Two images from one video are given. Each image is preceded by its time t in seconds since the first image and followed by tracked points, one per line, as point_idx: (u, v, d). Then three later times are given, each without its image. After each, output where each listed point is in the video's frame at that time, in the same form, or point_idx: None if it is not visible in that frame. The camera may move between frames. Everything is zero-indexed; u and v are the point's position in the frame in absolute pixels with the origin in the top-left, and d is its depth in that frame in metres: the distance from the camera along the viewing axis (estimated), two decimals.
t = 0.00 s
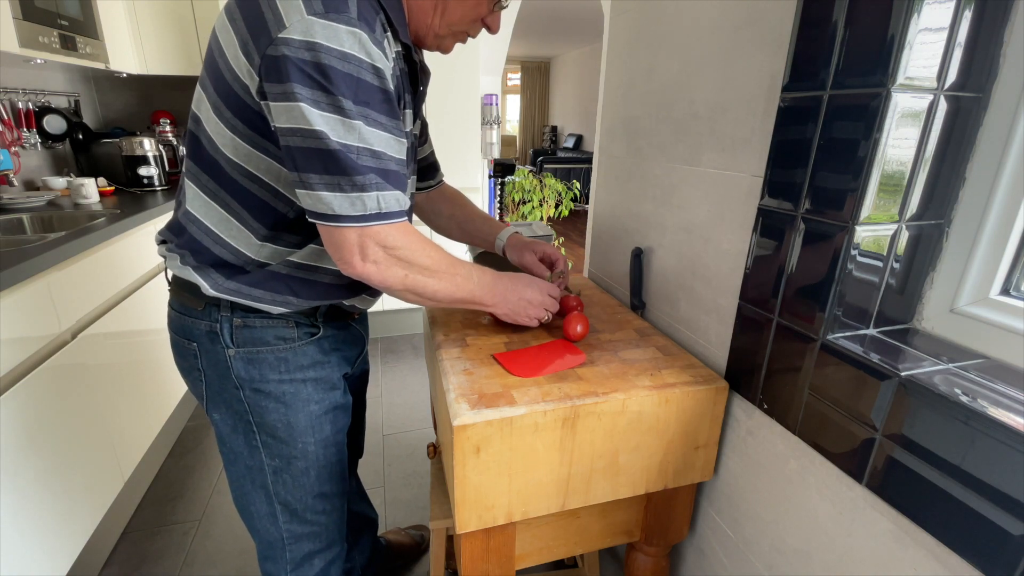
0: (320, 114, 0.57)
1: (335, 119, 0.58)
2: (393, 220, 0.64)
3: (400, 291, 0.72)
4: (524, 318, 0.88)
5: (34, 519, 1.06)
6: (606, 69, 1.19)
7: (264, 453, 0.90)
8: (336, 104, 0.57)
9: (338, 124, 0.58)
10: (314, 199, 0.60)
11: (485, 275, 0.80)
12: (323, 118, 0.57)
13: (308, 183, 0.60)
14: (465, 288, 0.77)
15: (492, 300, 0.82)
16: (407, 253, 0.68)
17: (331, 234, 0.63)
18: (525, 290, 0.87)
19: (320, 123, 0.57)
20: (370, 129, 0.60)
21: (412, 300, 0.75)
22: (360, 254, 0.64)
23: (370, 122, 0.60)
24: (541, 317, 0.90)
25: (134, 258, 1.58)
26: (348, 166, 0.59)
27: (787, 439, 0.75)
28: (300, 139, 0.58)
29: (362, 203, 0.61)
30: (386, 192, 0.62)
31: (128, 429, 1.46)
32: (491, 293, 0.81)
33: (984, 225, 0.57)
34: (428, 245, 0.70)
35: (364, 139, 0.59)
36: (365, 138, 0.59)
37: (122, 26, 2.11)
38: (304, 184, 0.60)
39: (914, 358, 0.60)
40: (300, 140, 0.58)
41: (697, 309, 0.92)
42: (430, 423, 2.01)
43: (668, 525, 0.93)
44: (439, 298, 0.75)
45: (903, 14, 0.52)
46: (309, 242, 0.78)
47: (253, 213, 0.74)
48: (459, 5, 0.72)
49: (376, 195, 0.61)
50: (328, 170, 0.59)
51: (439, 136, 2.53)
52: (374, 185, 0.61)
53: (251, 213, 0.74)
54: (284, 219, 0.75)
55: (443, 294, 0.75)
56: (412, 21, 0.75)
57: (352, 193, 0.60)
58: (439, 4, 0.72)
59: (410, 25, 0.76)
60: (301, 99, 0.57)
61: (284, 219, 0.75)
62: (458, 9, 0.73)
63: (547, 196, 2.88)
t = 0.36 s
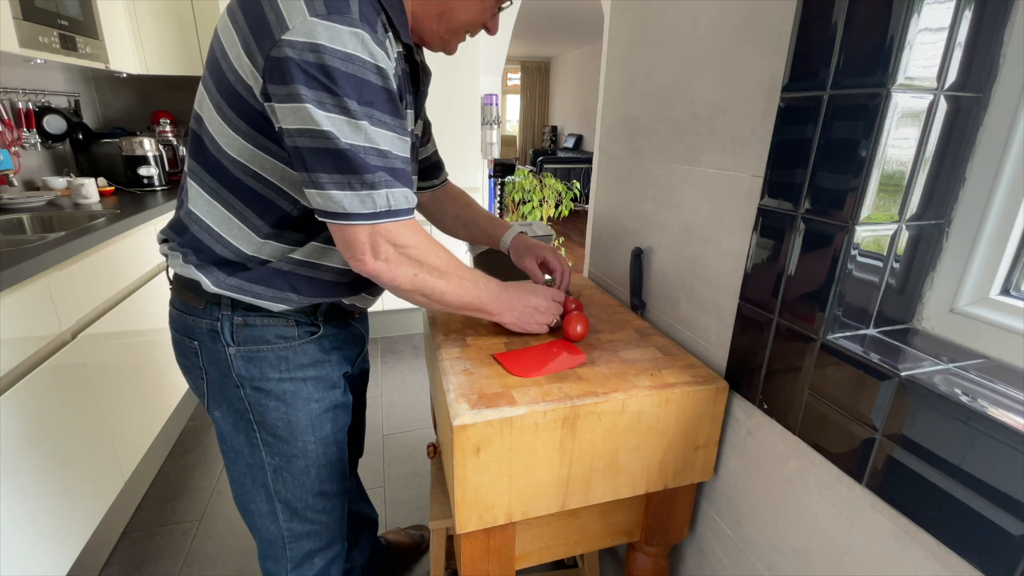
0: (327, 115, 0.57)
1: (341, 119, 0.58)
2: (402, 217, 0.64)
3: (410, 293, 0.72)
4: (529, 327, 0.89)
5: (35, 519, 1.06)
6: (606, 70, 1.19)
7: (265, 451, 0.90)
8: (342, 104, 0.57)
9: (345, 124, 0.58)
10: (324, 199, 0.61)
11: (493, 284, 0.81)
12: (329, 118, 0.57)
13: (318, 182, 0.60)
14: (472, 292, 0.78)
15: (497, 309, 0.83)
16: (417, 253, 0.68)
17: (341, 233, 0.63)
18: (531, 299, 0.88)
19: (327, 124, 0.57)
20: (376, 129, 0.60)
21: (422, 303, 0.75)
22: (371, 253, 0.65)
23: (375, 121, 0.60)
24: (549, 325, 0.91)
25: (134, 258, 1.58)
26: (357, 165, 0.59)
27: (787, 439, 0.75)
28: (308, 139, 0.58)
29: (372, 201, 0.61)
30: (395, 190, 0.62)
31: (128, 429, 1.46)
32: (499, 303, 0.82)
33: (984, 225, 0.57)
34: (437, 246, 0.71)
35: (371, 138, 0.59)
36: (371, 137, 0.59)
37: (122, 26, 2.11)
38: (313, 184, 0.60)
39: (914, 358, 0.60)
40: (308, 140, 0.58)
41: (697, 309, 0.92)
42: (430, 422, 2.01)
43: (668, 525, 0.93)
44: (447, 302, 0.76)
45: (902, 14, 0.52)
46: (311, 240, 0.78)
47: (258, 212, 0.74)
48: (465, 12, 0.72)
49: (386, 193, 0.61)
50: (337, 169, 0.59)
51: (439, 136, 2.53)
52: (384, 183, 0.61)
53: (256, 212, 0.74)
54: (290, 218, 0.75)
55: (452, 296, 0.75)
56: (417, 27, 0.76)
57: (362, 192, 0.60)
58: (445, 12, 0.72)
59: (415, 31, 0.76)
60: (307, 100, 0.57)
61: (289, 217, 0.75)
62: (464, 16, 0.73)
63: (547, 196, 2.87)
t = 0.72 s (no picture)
0: (327, 115, 0.57)
1: (342, 119, 0.58)
2: (401, 217, 0.64)
3: (407, 292, 0.72)
4: (528, 323, 0.88)
5: (35, 519, 1.06)
6: (606, 70, 1.19)
7: (265, 450, 0.90)
8: (343, 104, 0.58)
9: (346, 124, 0.58)
10: (324, 198, 0.61)
11: (486, 282, 0.81)
12: (330, 118, 0.58)
13: (318, 181, 0.60)
14: (468, 291, 0.78)
15: (493, 308, 0.83)
16: (416, 252, 0.68)
17: (340, 232, 0.63)
18: (527, 297, 0.88)
19: (328, 124, 0.58)
20: (376, 129, 0.60)
21: (418, 301, 0.75)
22: (369, 251, 0.65)
23: (376, 122, 0.60)
24: (548, 322, 0.91)
25: (134, 258, 1.58)
26: (357, 165, 0.59)
27: (787, 439, 0.75)
28: (309, 139, 0.58)
29: (372, 201, 0.61)
30: (394, 190, 0.62)
31: (128, 429, 1.46)
32: (493, 300, 0.82)
33: (984, 225, 0.57)
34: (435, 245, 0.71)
35: (371, 139, 0.60)
36: (371, 138, 0.60)
37: (123, 26, 2.11)
38: (312, 184, 0.60)
39: (914, 358, 0.60)
40: (308, 140, 0.58)
41: (697, 310, 0.92)
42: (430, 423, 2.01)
43: (668, 525, 0.93)
44: (444, 300, 0.76)
45: (902, 14, 0.52)
46: (312, 240, 0.78)
47: (258, 211, 0.74)
48: (467, 24, 0.74)
49: (386, 193, 0.61)
50: (338, 169, 0.59)
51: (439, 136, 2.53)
52: (383, 183, 0.61)
53: (256, 212, 0.74)
54: (290, 217, 0.75)
55: (448, 295, 0.75)
56: (418, 36, 0.76)
57: (362, 191, 0.60)
58: (449, 26, 0.74)
59: (416, 41, 0.77)
60: (308, 100, 0.57)
61: (289, 216, 0.75)
62: (465, 28, 0.75)
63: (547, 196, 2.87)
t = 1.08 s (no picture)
0: (312, 114, 0.57)
1: (327, 119, 0.58)
2: (382, 219, 0.64)
3: (386, 294, 0.71)
4: (512, 326, 0.87)
5: (35, 519, 1.06)
6: (606, 70, 1.19)
7: (264, 449, 0.90)
8: (328, 104, 0.58)
9: (330, 124, 0.58)
10: (304, 197, 0.61)
11: (470, 283, 0.80)
12: (315, 118, 0.57)
13: (299, 180, 0.60)
14: (452, 292, 0.77)
15: (477, 309, 0.82)
16: (394, 255, 0.67)
17: (321, 232, 0.63)
18: (512, 299, 0.87)
19: (313, 123, 0.58)
20: (362, 130, 0.60)
21: (399, 304, 0.74)
22: (347, 252, 0.64)
23: (362, 122, 0.60)
24: (534, 326, 0.90)
25: (134, 258, 1.58)
26: (338, 167, 0.59)
27: (787, 439, 0.74)
28: (293, 138, 0.58)
29: (352, 202, 0.61)
30: (375, 193, 0.62)
31: (127, 428, 1.46)
32: (476, 302, 0.81)
33: (984, 225, 0.57)
34: (415, 248, 0.70)
35: (355, 139, 0.60)
36: (356, 138, 0.60)
37: (122, 26, 2.11)
38: (295, 183, 0.60)
39: (915, 358, 0.60)
40: (292, 139, 0.58)
41: (697, 310, 0.92)
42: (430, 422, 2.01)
43: (668, 524, 0.93)
44: (423, 301, 0.74)
45: (903, 14, 0.52)
46: (306, 241, 0.78)
47: (249, 210, 0.74)
48: (455, 7, 0.72)
49: (365, 195, 0.61)
50: (318, 170, 0.59)
51: (439, 136, 2.53)
52: (363, 185, 0.61)
53: (247, 211, 0.74)
54: (280, 216, 0.75)
55: (430, 297, 0.74)
56: (409, 21, 0.75)
57: (342, 193, 0.60)
58: (435, 5, 0.72)
59: (407, 26, 0.76)
60: (295, 98, 0.57)
61: (280, 216, 0.75)
62: (455, 11, 0.73)
63: (547, 196, 2.88)
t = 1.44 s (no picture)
0: (308, 110, 0.57)
1: (323, 115, 0.58)
2: (383, 215, 0.64)
3: (392, 288, 0.71)
4: (523, 315, 0.87)
5: (35, 519, 1.06)
6: (606, 70, 1.19)
7: (262, 450, 0.90)
8: (324, 100, 0.58)
9: (326, 120, 0.58)
10: (304, 195, 0.61)
11: (476, 274, 0.80)
12: (312, 114, 0.58)
13: (298, 178, 0.60)
14: (457, 282, 0.76)
15: (485, 298, 0.81)
16: (397, 248, 0.67)
17: (322, 229, 0.63)
18: (521, 288, 0.87)
19: (309, 120, 0.58)
20: (358, 125, 0.60)
21: (407, 298, 0.74)
22: (349, 251, 0.65)
23: (358, 118, 0.60)
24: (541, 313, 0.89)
25: (134, 258, 1.58)
26: (336, 163, 0.59)
27: (787, 439, 0.74)
28: (290, 136, 0.58)
29: (352, 198, 0.61)
30: (375, 188, 0.62)
31: (127, 428, 1.46)
32: (484, 291, 0.81)
33: (984, 224, 0.57)
34: (417, 240, 0.70)
35: (352, 135, 0.59)
36: (353, 134, 0.59)
37: (122, 26, 2.11)
38: (293, 181, 0.60)
39: (914, 358, 0.60)
40: (289, 137, 0.58)
41: (696, 310, 0.92)
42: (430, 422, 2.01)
43: (668, 524, 0.93)
44: (432, 294, 0.74)
45: (902, 15, 0.52)
46: (303, 240, 0.78)
47: (247, 210, 0.74)
48: (451, 5, 0.72)
49: (365, 191, 0.61)
50: (317, 166, 0.59)
51: (439, 136, 2.53)
52: (363, 180, 0.61)
53: (245, 210, 0.74)
54: (278, 215, 0.75)
55: (435, 288, 0.74)
56: (406, 20, 0.75)
57: (341, 189, 0.60)
58: (432, 4, 0.72)
59: (404, 25, 0.76)
60: (291, 95, 0.57)
61: (278, 215, 0.75)
62: (451, 9, 0.73)
63: (547, 196, 2.88)
